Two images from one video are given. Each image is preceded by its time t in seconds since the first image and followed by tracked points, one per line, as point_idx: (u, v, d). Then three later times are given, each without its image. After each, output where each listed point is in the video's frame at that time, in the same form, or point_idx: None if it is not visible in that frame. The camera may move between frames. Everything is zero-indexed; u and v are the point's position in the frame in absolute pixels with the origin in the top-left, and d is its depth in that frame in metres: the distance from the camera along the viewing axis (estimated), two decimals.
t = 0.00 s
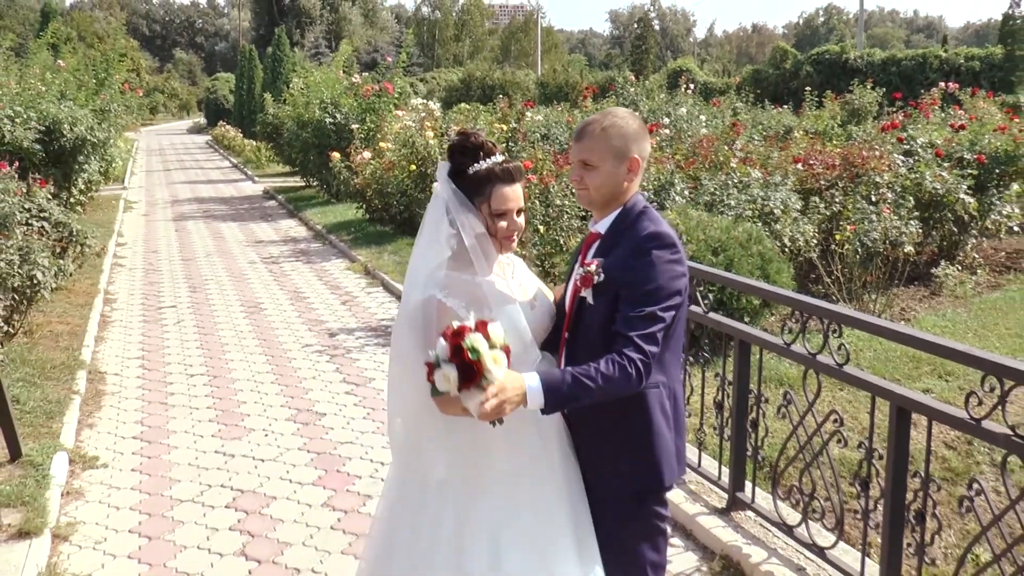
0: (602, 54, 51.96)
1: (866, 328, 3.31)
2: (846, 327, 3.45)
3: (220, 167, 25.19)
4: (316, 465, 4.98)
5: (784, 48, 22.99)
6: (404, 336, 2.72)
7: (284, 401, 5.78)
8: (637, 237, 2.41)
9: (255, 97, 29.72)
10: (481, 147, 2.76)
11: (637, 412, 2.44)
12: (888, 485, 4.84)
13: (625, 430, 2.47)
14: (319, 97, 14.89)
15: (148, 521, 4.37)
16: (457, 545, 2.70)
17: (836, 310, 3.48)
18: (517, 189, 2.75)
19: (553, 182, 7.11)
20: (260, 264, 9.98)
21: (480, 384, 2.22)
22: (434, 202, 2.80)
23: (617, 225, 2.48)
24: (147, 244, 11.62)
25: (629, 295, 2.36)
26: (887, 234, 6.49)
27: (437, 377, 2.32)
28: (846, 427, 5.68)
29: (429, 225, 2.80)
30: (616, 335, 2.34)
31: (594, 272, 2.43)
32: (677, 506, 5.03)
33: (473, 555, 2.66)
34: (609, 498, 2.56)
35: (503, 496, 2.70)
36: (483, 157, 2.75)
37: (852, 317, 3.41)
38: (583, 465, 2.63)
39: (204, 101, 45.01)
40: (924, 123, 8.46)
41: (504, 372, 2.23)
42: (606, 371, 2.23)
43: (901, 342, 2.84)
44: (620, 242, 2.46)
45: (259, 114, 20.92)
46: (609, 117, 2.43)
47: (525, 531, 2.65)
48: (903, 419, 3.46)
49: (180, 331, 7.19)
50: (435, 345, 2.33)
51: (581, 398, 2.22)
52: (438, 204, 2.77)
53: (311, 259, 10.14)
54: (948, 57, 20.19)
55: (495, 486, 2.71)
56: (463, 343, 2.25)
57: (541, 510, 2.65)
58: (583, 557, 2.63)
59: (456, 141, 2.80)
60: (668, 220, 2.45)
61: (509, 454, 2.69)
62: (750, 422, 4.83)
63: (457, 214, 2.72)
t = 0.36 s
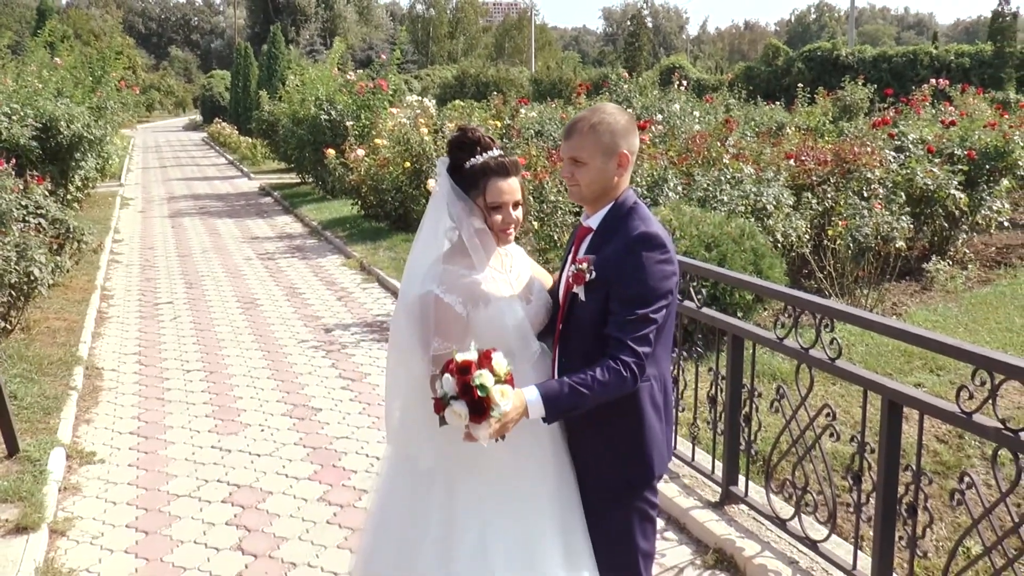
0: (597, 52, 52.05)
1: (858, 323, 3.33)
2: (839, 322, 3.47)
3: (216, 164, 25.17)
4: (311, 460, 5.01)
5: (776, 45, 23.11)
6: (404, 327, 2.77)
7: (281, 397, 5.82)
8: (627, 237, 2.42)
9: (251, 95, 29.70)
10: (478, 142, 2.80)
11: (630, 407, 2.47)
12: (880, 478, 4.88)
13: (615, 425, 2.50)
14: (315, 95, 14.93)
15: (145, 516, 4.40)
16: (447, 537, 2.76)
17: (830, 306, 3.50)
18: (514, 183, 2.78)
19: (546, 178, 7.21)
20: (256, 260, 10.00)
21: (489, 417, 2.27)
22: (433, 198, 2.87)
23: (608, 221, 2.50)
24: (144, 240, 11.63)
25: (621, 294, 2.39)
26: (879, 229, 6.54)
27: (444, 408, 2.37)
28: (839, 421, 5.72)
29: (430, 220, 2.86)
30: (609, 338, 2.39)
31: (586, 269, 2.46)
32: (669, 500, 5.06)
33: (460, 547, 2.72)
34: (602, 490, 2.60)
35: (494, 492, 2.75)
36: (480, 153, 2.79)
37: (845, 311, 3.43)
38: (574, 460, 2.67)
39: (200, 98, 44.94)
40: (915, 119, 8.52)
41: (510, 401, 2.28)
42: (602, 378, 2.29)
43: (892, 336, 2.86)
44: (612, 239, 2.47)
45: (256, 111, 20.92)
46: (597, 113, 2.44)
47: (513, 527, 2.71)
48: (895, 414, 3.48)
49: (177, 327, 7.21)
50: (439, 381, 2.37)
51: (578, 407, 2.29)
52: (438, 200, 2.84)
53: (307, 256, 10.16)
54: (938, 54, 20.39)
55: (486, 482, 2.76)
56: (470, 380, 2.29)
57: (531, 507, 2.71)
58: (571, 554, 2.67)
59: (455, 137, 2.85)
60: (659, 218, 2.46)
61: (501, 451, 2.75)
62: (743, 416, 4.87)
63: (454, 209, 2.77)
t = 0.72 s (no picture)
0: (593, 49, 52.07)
1: (853, 319, 3.32)
2: (834, 317, 3.47)
3: (211, 160, 25.12)
4: (306, 456, 5.01)
5: (771, 41, 23.15)
6: (395, 323, 2.79)
7: (276, 392, 5.82)
8: (623, 235, 2.42)
9: (246, 90, 29.65)
10: (467, 138, 2.78)
11: (625, 404, 2.48)
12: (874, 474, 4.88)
13: (606, 422, 2.51)
14: (311, 90, 14.92)
15: (140, 512, 4.39)
16: (433, 535, 2.78)
17: (824, 301, 3.49)
18: (503, 178, 2.75)
19: (541, 174, 7.21)
20: (251, 256, 9.99)
21: (479, 417, 2.27)
22: (425, 195, 2.89)
23: (605, 218, 2.50)
24: (138, 236, 11.60)
25: (615, 291, 2.38)
26: (873, 225, 6.56)
27: (434, 408, 2.36)
28: (834, 416, 5.72)
29: (423, 216, 2.88)
30: (601, 335, 2.38)
31: (582, 267, 2.45)
32: (663, 495, 5.06)
33: (445, 545, 2.75)
34: (593, 486, 2.59)
35: (482, 491, 2.76)
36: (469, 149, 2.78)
37: (840, 306, 3.42)
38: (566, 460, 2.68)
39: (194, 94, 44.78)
40: (910, 115, 8.54)
41: (500, 400, 2.27)
42: (592, 374, 2.29)
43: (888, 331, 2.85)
44: (608, 237, 2.47)
45: (251, 107, 20.89)
46: (589, 111, 2.44)
47: (499, 527, 2.74)
48: (890, 409, 3.48)
49: (172, 323, 7.21)
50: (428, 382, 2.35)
51: (568, 402, 2.29)
52: (429, 197, 2.87)
53: (302, 251, 10.15)
54: (932, 49, 20.50)
55: (475, 481, 2.76)
56: (459, 381, 2.28)
57: (518, 507, 2.73)
58: (553, 555, 2.74)
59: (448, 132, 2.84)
60: (655, 217, 2.45)
61: (490, 451, 2.74)
62: (738, 410, 4.87)
63: (441, 208, 2.80)
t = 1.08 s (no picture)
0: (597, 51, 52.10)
1: (858, 319, 3.29)
2: (839, 318, 3.44)
3: (216, 161, 25.20)
4: (312, 456, 5.01)
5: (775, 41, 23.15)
6: (393, 318, 2.78)
7: (281, 393, 5.82)
8: (625, 235, 2.42)
9: (251, 91, 29.73)
10: (467, 137, 2.79)
11: (626, 401, 2.48)
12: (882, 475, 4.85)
13: (604, 419, 2.51)
14: (316, 92, 14.96)
15: (145, 513, 4.39)
16: (429, 531, 2.82)
17: (829, 301, 3.47)
18: (501, 178, 2.77)
19: (546, 174, 7.21)
20: (256, 256, 10.01)
21: (464, 404, 2.23)
22: (426, 193, 2.92)
23: (610, 218, 2.50)
24: (143, 237, 11.63)
25: (616, 289, 2.38)
26: (879, 226, 6.55)
27: (420, 392, 2.32)
28: (839, 417, 5.70)
29: (424, 214, 2.89)
30: (598, 331, 2.36)
31: (586, 268, 2.46)
32: (668, 496, 5.04)
33: (442, 546, 2.77)
34: (592, 487, 2.56)
35: (476, 487, 2.78)
36: (469, 148, 2.79)
37: (844, 306, 3.39)
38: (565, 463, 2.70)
39: (200, 96, 44.91)
40: (914, 115, 8.53)
41: (487, 387, 2.23)
42: (584, 368, 2.25)
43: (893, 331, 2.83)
44: (612, 236, 2.46)
45: (256, 108, 20.93)
46: (591, 112, 2.45)
47: (492, 524, 2.76)
48: (896, 410, 3.45)
49: (177, 324, 7.23)
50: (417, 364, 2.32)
51: (560, 396, 2.24)
52: (429, 196, 2.89)
53: (307, 252, 10.17)
54: (937, 49, 20.50)
55: (470, 478, 2.78)
56: (445, 365, 2.24)
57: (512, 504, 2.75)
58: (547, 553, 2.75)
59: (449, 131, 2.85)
60: (660, 218, 2.44)
61: (485, 447, 2.77)
62: (743, 411, 4.85)
63: (439, 206, 2.82)
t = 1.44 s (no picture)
0: (606, 51, 52.11)
1: (868, 318, 3.27)
2: (849, 317, 3.41)
3: (226, 160, 25.27)
4: (321, 456, 5.00)
5: (785, 39, 23.14)
6: (399, 315, 2.79)
7: (291, 392, 5.82)
8: (623, 230, 2.40)
9: (261, 91, 29.80)
10: (475, 134, 2.78)
11: (625, 402, 2.46)
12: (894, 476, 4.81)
13: (603, 420, 2.49)
14: (326, 91, 15.00)
15: (156, 511, 4.39)
16: (432, 529, 2.86)
17: (839, 299, 3.45)
18: (508, 176, 2.76)
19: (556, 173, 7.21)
20: (266, 256, 10.02)
21: (437, 378, 2.20)
22: (434, 190, 2.91)
23: (609, 216, 2.48)
24: (154, 236, 11.66)
25: (610, 283, 2.34)
26: (890, 225, 6.54)
27: (395, 363, 2.30)
28: (851, 417, 5.68)
29: (432, 211, 2.89)
30: (588, 323, 2.31)
31: (585, 265, 2.44)
32: (679, 495, 5.01)
33: (445, 544, 2.83)
34: (590, 489, 2.52)
35: (476, 490, 2.82)
36: (477, 145, 2.77)
37: (855, 305, 3.37)
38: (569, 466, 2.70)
39: (210, 96, 45.04)
40: (925, 113, 8.51)
41: (463, 364, 2.20)
42: (567, 354, 2.19)
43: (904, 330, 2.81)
44: (611, 234, 2.45)
45: (266, 108, 20.98)
46: (591, 110, 2.45)
47: (492, 525, 2.80)
48: (909, 410, 3.42)
49: (187, 323, 7.24)
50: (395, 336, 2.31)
51: (544, 383, 2.17)
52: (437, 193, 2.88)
53: (317, 251, 10.18)
54: (949, 47, 20.44)
55: (473, 480, 2.82)
56: (419, 338, 2.23)
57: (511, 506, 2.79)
58: (544, 555, 2.79)
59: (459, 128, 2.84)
60: (661, 216, 2.42)
61: (486, 450, 2.80)
62: (755, 410, 4.82)
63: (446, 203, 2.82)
